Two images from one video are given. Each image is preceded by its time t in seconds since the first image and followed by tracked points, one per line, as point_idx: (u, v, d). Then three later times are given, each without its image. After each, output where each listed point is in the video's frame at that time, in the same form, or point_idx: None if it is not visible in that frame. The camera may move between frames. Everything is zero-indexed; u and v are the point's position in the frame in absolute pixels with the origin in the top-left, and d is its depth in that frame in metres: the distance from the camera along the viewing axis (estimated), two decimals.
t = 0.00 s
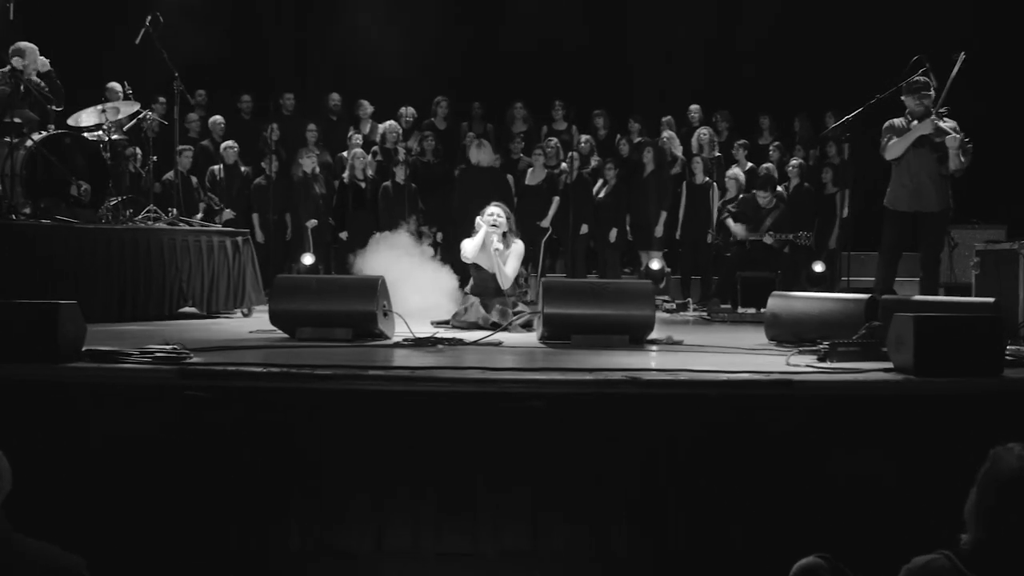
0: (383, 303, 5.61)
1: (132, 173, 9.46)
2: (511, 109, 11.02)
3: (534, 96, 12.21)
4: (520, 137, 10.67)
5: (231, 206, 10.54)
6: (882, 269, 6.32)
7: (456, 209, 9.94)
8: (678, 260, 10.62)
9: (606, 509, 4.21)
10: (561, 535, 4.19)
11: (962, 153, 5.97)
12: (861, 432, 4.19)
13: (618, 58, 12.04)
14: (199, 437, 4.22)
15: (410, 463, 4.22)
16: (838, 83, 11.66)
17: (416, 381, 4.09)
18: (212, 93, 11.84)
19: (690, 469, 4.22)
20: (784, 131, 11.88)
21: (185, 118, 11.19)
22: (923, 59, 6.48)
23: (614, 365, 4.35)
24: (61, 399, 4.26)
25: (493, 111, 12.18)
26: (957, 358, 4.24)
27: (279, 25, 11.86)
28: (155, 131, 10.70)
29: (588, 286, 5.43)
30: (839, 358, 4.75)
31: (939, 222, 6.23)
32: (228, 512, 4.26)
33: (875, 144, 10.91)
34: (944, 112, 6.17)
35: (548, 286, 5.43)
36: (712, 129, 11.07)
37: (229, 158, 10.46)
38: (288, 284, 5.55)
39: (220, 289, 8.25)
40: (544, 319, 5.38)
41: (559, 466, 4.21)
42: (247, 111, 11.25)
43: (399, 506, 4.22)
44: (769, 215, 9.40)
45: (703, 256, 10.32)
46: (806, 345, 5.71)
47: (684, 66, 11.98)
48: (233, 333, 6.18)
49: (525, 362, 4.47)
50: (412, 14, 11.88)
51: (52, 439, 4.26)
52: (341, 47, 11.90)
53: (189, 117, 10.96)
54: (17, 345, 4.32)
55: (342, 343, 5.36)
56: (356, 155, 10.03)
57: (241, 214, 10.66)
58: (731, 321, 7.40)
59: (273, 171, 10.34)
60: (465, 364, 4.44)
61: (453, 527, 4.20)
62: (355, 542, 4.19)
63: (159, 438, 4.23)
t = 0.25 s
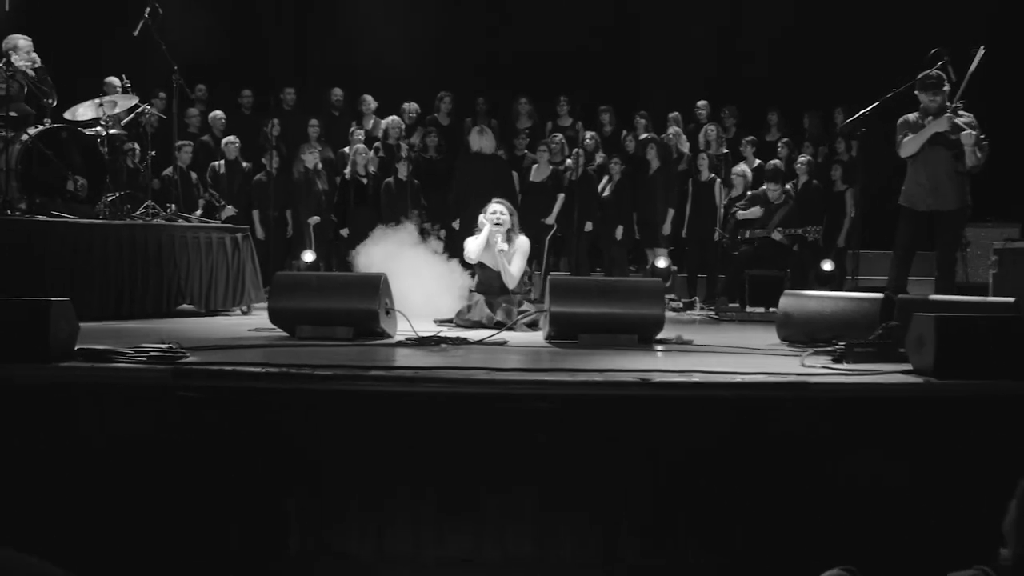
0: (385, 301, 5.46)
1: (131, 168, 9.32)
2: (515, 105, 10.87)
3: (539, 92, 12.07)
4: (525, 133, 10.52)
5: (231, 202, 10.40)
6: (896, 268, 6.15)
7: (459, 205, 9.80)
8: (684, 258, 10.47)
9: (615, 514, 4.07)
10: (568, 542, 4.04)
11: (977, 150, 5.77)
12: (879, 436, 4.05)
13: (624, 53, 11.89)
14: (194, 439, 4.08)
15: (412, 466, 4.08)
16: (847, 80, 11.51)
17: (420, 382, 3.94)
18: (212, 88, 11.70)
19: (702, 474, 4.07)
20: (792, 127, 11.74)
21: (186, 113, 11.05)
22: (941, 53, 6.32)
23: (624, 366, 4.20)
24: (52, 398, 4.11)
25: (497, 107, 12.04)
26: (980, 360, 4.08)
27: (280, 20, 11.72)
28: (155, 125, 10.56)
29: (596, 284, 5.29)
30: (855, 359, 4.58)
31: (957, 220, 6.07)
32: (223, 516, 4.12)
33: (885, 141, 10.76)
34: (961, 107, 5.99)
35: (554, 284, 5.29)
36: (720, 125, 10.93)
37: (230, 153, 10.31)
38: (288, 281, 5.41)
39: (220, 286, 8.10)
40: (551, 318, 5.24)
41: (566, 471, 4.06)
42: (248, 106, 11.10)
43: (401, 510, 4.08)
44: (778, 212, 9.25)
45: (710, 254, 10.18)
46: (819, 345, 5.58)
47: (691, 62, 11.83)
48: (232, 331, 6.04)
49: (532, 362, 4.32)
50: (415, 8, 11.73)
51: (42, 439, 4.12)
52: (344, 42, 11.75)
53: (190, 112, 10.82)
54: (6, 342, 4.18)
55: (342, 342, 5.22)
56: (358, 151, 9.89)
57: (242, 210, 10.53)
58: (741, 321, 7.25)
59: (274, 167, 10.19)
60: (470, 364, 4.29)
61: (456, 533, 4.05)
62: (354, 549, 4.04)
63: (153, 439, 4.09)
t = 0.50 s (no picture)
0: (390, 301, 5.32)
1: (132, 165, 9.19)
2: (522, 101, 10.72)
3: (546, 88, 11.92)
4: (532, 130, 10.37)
5: (235, 199, 10.28)
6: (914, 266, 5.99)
7: (465, 203, 9.66)
8: (692, 256, 10.32)
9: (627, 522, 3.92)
10: (578, 551, 3.90)
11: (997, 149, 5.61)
12: (902, 441, 3.90)
13: (632, 48, 11.73)
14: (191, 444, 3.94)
15: (417, 472, 3.93)
16: (859, 75, 11.34)
17: (424, 386, 3.80)
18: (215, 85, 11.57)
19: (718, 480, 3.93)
20: (802, 124, 11.57)
21: (188, 110, 10.93)
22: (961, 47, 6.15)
23: (636, 369, 4.05)
24: (43, 402, 3.97)
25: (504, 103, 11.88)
26: (1007, 363, 3.93)
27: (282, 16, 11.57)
28: (157, 122, 10.43)
29: (606, 284, 5.14)
30: (875, 361, 4.44)
31: (978, 218, 5.92)
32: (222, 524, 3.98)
33: (897, 138, 10.59)
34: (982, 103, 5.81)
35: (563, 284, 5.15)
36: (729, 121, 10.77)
37: (232, 151, 10.18)
38: (289, 281, 5.27)
39: (221, 285, 7.97)
40: (560, 318, 5.10)
41: (577, 477, 3.92)
42: (252, 103, 10.96)
43: (404, 519, 3.94)
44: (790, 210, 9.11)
45: (719, 253, 10.05)
46: (835, 346, 5.42)
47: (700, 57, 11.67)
48: (233, 332, 5.90)
49: (540, 365, 4.17)
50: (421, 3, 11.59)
51: (35, 444, 3.98)
52: (349, 38, 11.61)
53: (192, 109, 10.69)
54: None
55: (345, 343, 5.08)
56: (363, 148, 9.76)
57: (245, 208, 10.41)
58: (753, 321, 7.10)
59: (278, 164, 10.05)
60: (477, 367, 4.15)
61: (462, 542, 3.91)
62: (357, 558, 3.90)
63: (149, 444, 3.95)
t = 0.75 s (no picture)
0: (395, 302, 5.19)
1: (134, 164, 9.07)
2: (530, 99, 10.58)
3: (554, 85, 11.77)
4: (539, 128, 10.21)
5: (239, 199, 10.16)
6: (934, 263, 5.87)
7: (472, 203, 9.51)
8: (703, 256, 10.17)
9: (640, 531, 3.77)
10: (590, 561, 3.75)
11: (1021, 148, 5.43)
12: (926, 447, 3.74)
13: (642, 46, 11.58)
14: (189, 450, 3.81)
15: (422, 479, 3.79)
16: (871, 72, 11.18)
17: (429, 389, 3.66)
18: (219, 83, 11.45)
19: (734, 487, 3.78)
20: (814, 121, 11.41)
21: (193, 108, 10.82)
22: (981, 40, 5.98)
23: (650, 372, 3.90)
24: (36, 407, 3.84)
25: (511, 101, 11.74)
26: None
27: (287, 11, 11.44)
28: (161, 120, 10.32)
29: (617, 284, 5.00)
30: (896, 363, 4.29)
31: (999, 217, 5.78)
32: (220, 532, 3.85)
33: (911, 135, 10.40)
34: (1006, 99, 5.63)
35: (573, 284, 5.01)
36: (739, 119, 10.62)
37: (236, 149, 10.05)
38: (292, 281, 5.14)
39: (225, 284, 7.83)
40: (570, 319, 4.96)
41: (588, 484, 3.78)
42: (257, 101, 10.84)
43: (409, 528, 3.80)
44: (802, 209, 8.92)
45: (729, 252, 9.89)
46: (852, 347, 5.27)
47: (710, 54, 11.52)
48: (234, 334, 5.77)
49: (550, 368, 4.03)
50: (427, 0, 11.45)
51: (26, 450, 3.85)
52: (354, 36, 11.48)
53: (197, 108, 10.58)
54: None
55: (349, 345, 4.95)
56: (369, 147, 9.63)
57: (249, 208, 10.27)
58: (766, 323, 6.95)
59: (283, 163, 9.93)
60: (485, 370, 4.01)
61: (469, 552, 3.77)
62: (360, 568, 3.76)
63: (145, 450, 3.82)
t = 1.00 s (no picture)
0: (399, 304, 5.06)
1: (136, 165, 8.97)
2: (537, 98, 10.43)
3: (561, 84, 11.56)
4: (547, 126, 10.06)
5: (243, 199, 10.04)
6: (954, 263, 5.75)
7: (479, 202, 9.37)
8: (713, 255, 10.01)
9: (652, 542, 3.63)
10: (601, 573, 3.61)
11: None
12: (949, 454, 3.60)
13: (650, 43, 11.43)
14: (184, 459, 3.68)
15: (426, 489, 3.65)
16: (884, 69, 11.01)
17: (434, 396, 3.52)
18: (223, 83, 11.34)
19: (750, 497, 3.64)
20: (825, 119, 11.25)
21: (196, 108, 10.71)
22: (999, 34, 5.83)
23: (662, 377, 3.76)
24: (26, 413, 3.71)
25: (519, 100, 11.57)
26: None
27: (291, 9, 11.32)
28: (164, 120, 10.22)
29: (627, 286, 4.87)
30: (917, 367, 4.14)
31: (1020, 217, 5.64)
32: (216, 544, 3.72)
33: (926, 132, 10.22)
34: None
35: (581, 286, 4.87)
36: (750, 118, 10.47)
37: (240, 149, 9.93)
38: (294, 283, 5.02)
39: (227, 285, 7.69)
40: (579, 322, 4.82)
41: (598, 493, 3.64)
42: (261, 101, 10.73)
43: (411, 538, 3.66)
44: (814, 207, 8.75)
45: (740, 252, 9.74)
46: (869, 351, 5.13)
47: (720, 51, 11.35)
48: (236, 337, 5.65)
49: (559, 373, 3.90)
50: None
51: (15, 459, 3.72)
52: (359, 34, 11.35)
53: (202, 109, 10.47)
54: None
55: (352, 349, 4.82)
56: (375, 147, 9.49)
57: (253, 208, 10.14)
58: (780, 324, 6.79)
59: (288, 163, 9.80)
60: (492, 375, 3.87)
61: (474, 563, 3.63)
62: None
63: (138, 460, 3.69)
